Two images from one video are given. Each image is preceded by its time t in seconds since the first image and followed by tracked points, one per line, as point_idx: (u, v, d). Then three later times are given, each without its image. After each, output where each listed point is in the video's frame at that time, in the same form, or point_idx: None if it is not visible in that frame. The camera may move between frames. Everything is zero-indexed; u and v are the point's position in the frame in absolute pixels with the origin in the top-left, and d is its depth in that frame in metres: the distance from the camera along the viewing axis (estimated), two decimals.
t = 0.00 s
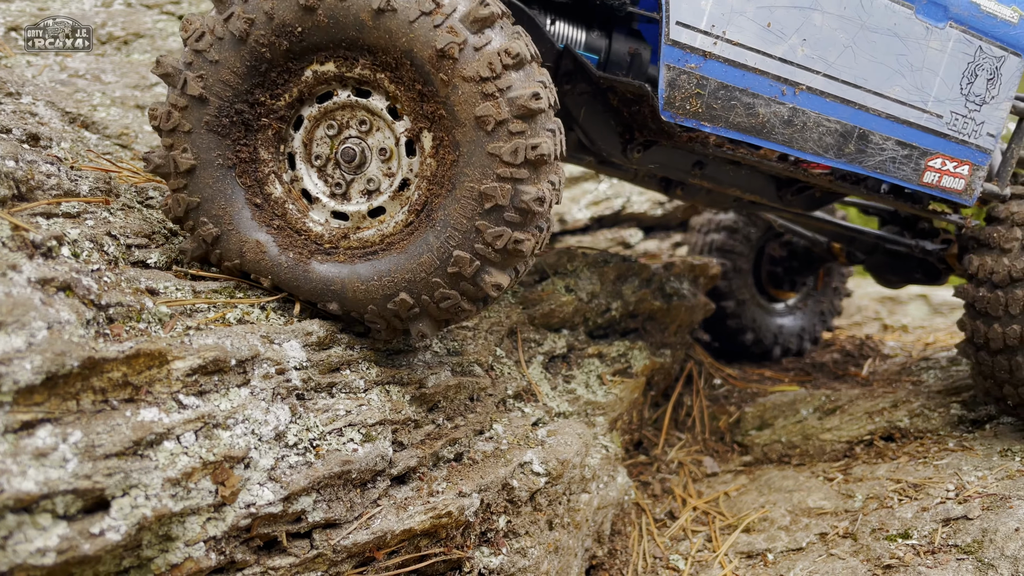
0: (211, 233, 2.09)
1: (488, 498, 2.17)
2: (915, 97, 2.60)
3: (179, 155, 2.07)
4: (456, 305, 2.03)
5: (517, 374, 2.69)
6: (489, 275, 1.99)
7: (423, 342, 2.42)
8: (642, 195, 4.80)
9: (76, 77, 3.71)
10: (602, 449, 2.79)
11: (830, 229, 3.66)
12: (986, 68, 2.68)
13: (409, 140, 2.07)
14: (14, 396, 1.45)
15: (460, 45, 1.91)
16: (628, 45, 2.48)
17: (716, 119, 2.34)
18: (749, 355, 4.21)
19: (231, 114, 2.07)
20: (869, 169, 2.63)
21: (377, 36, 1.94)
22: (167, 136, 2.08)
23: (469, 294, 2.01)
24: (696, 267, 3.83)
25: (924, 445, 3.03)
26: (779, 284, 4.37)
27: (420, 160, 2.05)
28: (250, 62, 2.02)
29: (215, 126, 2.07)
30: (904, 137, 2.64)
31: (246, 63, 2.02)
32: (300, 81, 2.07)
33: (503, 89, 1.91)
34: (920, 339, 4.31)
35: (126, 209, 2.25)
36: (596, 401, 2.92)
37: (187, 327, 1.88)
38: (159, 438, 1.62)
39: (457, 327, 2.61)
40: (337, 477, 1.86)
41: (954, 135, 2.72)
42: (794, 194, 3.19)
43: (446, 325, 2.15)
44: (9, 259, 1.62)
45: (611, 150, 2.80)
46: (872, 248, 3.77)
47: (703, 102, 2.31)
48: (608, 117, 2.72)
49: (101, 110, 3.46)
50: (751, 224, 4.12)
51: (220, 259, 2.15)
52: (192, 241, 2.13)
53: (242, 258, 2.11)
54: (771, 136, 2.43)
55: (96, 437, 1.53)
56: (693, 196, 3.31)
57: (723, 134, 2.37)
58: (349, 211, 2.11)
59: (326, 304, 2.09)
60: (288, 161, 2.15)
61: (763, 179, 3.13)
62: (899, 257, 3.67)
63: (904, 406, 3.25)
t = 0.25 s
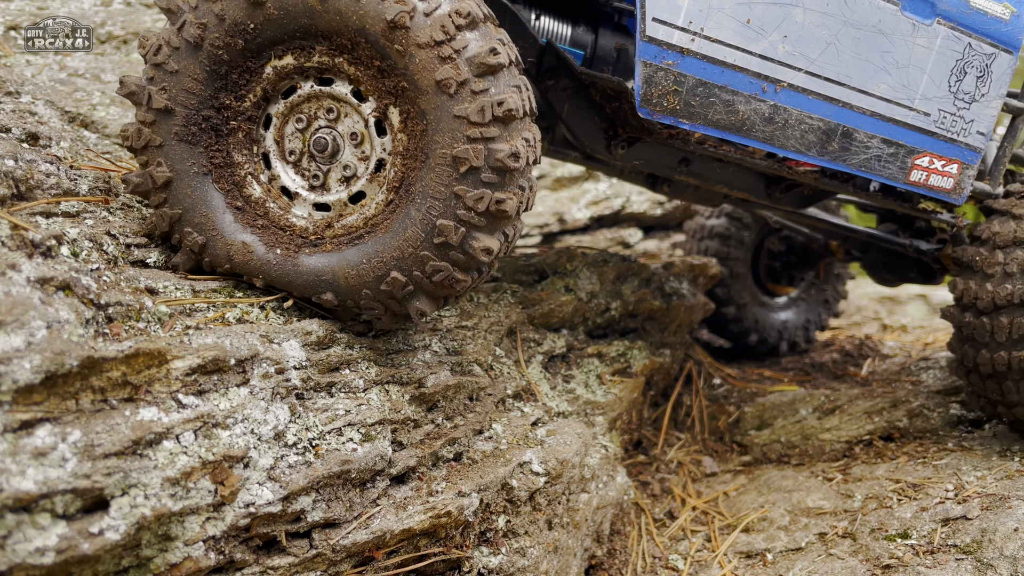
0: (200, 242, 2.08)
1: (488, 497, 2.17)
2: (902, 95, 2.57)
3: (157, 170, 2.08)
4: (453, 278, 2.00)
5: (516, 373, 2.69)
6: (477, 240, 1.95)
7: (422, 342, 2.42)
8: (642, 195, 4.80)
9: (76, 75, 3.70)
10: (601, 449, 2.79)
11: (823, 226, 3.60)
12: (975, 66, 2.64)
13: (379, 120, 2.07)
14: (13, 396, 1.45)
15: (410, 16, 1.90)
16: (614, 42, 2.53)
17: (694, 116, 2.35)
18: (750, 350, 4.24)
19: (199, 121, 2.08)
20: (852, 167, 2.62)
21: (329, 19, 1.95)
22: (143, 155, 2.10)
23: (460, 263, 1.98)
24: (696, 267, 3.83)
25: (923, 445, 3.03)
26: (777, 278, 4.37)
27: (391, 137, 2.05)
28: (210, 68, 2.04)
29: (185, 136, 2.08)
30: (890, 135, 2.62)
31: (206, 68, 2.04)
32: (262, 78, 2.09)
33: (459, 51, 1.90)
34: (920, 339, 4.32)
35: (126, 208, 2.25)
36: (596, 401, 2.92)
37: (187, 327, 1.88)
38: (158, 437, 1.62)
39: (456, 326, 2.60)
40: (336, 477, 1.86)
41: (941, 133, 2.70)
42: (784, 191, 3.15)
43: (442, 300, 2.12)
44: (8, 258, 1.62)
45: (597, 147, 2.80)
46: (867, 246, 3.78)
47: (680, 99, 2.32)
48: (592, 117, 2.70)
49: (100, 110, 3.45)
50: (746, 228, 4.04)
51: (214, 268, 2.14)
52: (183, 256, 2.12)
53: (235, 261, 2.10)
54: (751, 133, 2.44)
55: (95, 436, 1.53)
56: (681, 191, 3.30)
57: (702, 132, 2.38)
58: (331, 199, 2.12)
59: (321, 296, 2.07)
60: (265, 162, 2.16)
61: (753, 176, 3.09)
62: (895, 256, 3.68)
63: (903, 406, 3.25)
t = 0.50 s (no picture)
0: (184, 244, 2.06)
1: (488, 497, 2.17)
2: (884, 88, 2.53)
3: (133, 179, 2.09)
4: (442, 234, 1.97)
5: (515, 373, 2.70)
6: (454, 185, 1.94)
7: (422, 342, 2.42)
8: (641, 195, 4.81)
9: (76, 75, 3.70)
10: (601, 449, 2.79)
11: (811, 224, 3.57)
12: (961, 60, 2.58)
13: (337, 90, 2.07)
14: (13, 396, 1.45)
15: None
16: (597, 35, 2.55)
17: (668, 106, 2.36)
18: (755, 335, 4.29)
19: (163, 123, 2.10)
20: (834, 161, 2.59)
21: None
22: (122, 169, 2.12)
23: (443, 214, 1.96)
24: (695, 268, 3.84)
25: (923, 446, 3.04)
26: (775, 272, 4.30)
27: (351, 103, 2.05)
28: (162, 70, 2.07)
29: (152, 140, 2.10)
30: (872, 129, 2.58)
31: (161, 69, 2.07)
32: (216, 72, 2.11)
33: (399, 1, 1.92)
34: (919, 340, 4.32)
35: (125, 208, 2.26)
36: (596, 401, 2.93)
37: (186, 327, 1.88)
38: (158, 438, 1.62)
39: (456, 326, 2.60)
40: (336, 477, 1.86)
41: (926, 127, 2.65)
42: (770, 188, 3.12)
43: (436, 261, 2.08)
44: (8, 258, 1.62)
45: (577, 140, 2.80)
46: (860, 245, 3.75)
47: (654, 88, 2.33)
48: (572, 112, 2.71)
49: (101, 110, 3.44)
50: (737, 232, 4.05)
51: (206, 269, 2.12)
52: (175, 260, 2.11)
53: (223, 255, 2.07)
54: (728, 124, 2.44)
55: (95, 436, 1.53)
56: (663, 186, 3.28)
57: (677, 121, 2.39)
58: (303, 178, 2.11)
59: (310, 276, 2.03)
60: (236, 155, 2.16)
61: (737, 171, 3.06)
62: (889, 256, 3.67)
63: (902, 406, 3.26)
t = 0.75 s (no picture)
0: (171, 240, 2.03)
1: (487, 498, 2.18)
2: (865, 83, 2.52)
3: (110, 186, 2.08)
4: (421, 172, 1.92)
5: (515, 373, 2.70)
6: (418, 116, 1.90)
7: (421, 342, 2.41)
8: (641, 195, 4.81)
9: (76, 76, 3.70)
10: (601, 449, 2.79)
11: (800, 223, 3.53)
12: (947, 55, 2.58)
13: (290, 58, 2.07)
14: (13, 396, 1.45)
15: None
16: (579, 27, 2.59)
17: (641, 97, 2.35)
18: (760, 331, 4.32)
19: (127, 125, 2.11)
20: (813, 156, 2.57)
21: None
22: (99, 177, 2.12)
23: (415, 151, 1.91)
24: (695, 268, 3.84)
25: (922, 446, 3.05)
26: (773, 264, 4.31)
27: (306, 67, 2.05)
28: (118, 73, 2.09)
29: (119, 144, 2.10)
30: (854, 124, 2.57)
31: (115, 72, 2.08)
32: (171, 67, 2.12)
33: None
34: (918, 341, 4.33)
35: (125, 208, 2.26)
36: (596, 401, 2.93)
37: (187, 327, 1.88)
38: (158, 438, 1.62)
39: (455, 326, 2.60)
40: (336, 478, 1.86)
41: (911, 124, 2.63)
42: (755, 185, 3.08)
43: (426, 198, 2.01)
44: (8, 258, 1.63)
45: (558, 135, 2.74)
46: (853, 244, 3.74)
47: (627, 78, 2.31)
48: (551, 107, 2.66)
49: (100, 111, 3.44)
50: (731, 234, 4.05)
51: (199, 269, 2.10)
52: (168, 260, 2.09)
53: (213, 245, 2.03)
54: (703, 116, 2.42)
55: (95, 437, 1.53)
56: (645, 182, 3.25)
57: (650, 112, 2.38)
58: (276, 153, 2.10)
59: (300, 242, 1.98)
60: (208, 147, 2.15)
61: (722, 168, 3.03)
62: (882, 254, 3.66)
63: (902, 406, 3.26)
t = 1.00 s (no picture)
0: (163, 225, 2.01)
1: (488, 498, 2.18)
2: (847, 78, 2.47)
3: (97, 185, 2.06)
4: (390, 97, 1.90)
5: (514, 373, 2.70)
6: (375, 39, 1.91)
7: (422, 342, 2.41)
8: (641, 196, 4.81)
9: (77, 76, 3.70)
10: (601, 450, 2.79)
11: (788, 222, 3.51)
12: (932, 51, 2.51)
13: (246, 27, 2.07)
14: (13, 396, 1.45)
15: None
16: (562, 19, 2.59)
17: (616, 88, 2.36)
18: (760, 331, 4.32)
19: (102, 125, 2.10)
20: (793, 151, 2.53)
21: None
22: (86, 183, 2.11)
23: (382, 79, 1.91)
24: (695, 268, 3.85)
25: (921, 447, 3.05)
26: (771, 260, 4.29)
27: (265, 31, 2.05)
28: (83, 76, 2.09)
29: (97, 143, 2.09)
30: (835, 120, 2.52)
31: (81, 76, 2.09)
32: (134, 62, 2.12)
33: None
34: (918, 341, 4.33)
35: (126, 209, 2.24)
36: (596, 401, 2.93)
37: (187, 327, 1.88)
38: (158, 438, 1.62)
39: (455, 327, 2.60)
40: (336, 478, 1.86)
41: (895, 121, 2.57)
42: (741, 183, 3.07)
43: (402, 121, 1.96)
44: (8, 259, 1.63)
45: (539, 128, 2.76)
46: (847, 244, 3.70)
47: (600, 68, 2.33)
48: (532, 98, 2.68)
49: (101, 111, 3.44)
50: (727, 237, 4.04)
51: (196, 259, 2.06)
52: (166, 255, 2.07)
53: (205, 221, 1.99)
54: (679, 108, 2.42)
55: (95, 437, 1.53)
56: (629, 178, 3.26)
57: (625, 102, 2.39)
58: (252, 121, 2.09)
59: (287, 195, 1.94)
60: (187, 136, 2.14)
61: (707, 165, 3.02)
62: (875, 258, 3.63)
63: (902, 406, 3.26)
